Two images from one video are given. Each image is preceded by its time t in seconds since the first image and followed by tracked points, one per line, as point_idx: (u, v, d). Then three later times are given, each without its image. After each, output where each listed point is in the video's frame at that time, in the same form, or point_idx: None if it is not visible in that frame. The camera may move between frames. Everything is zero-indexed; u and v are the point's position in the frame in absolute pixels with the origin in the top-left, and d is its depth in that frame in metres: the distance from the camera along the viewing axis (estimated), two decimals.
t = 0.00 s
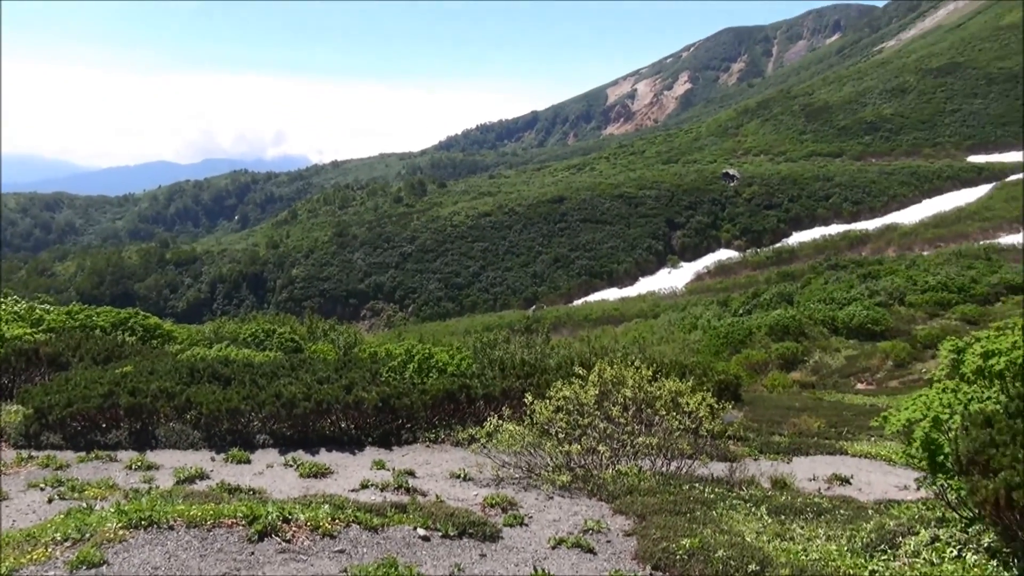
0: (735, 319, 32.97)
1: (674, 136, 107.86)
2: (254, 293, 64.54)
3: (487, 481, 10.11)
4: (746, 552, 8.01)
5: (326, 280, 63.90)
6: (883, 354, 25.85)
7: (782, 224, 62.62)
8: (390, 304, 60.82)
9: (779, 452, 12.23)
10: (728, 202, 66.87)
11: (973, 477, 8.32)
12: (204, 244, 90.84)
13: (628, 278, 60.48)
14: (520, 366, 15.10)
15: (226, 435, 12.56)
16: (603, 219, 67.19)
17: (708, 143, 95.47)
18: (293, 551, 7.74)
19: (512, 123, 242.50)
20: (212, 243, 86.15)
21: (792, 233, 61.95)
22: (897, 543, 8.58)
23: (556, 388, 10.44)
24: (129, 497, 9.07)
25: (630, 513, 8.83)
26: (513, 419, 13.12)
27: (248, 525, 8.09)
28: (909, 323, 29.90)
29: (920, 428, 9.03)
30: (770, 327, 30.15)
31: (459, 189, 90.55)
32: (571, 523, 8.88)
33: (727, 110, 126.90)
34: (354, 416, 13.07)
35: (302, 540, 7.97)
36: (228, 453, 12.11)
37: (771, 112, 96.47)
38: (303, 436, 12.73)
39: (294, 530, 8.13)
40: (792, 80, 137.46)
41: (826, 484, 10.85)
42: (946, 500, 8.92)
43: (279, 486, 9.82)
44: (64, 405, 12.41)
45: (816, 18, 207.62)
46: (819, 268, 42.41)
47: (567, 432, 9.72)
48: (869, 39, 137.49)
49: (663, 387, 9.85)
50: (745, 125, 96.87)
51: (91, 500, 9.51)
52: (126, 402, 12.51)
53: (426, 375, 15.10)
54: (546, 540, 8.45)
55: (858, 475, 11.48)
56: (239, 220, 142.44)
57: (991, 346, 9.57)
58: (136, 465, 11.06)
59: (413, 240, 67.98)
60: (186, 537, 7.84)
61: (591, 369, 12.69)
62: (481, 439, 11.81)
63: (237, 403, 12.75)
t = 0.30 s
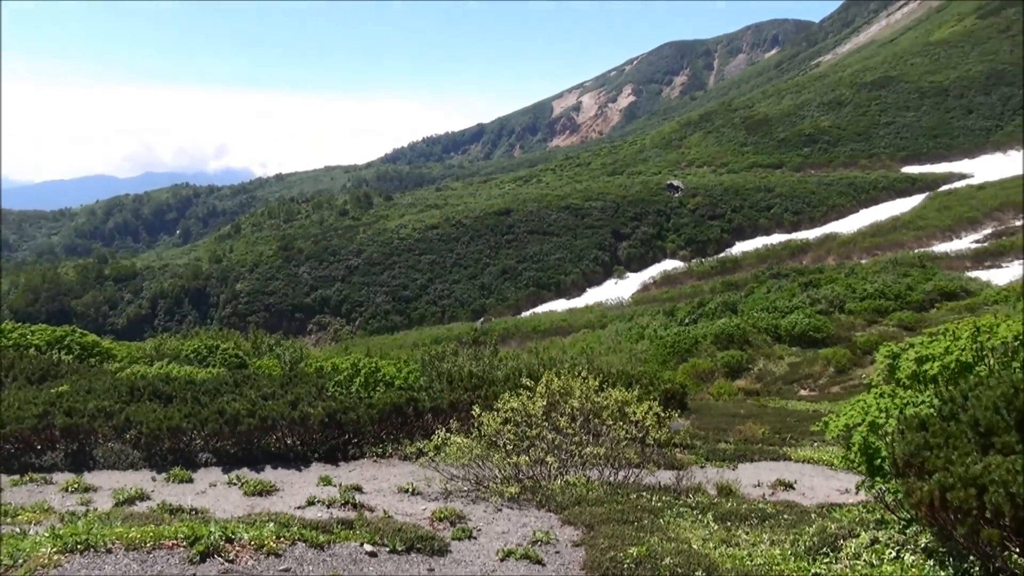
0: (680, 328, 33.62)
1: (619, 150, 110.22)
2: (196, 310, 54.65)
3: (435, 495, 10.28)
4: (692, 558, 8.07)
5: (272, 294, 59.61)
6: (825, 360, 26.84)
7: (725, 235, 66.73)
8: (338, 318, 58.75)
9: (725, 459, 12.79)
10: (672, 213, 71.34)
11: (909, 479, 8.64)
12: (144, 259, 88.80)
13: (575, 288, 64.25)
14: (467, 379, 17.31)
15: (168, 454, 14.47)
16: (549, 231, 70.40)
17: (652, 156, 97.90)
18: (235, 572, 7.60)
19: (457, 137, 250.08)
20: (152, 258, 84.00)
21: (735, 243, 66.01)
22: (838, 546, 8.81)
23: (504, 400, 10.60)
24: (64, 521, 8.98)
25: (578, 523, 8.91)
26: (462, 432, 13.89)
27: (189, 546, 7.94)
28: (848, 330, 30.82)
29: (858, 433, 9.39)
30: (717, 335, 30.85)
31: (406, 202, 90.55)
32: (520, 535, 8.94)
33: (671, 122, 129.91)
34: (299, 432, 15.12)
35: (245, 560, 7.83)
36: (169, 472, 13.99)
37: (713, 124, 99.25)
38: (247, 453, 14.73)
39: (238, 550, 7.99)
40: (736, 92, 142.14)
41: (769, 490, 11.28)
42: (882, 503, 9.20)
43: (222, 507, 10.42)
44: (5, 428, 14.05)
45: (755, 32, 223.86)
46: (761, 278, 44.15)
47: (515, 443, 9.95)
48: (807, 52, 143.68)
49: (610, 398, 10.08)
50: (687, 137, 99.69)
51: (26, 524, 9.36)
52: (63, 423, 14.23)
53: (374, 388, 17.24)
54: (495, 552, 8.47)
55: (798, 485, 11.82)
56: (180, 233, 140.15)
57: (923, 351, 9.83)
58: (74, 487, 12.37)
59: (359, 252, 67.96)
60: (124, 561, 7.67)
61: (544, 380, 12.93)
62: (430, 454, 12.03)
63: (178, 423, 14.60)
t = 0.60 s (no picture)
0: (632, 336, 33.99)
1: (571, 157, 111.12)
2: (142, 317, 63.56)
3: (387, 504, 10.49)
4: (641, 564, 8.15)
5: (220, 302, 62.74)
6: (773, 367, 26.95)
7: (676, 243, 65.59)
8: (287, 326, 60.51)
9: (675, 467, 13.18)
10: (623, 222, 69.56)
11: (852, 483, 8.79)
12: (86, 266, 86.34)
13: (528, 296, 62.17)
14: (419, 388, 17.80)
15: (110, 465, 14.75)
16: (502, 239, 68.53)
17: (604, 164, 99.90)
18: None
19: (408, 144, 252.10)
20: (97, 265, 82.55)
21: (686, 252, 65.04)
22: (785, 549, 8.95)
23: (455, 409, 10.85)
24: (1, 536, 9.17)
25: (529, 530, 8.99)
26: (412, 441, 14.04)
27: (132, 559, 7.82)
28: (795, 336, 31.28)
29: (804, 438, 9.57)
30: (666, 342, 30.84)
31: (358, 209, 89.82)
32: (471, 544, 8.98)
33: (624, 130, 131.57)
34: (247, 442, 15.45)
35: (189, 572, 7.72)
36: (113, 484, 14.36)
37: (664, 134, 102.10)
38: (194, 464, 15.03)
39: (182, 563, 7.87)
40: (688, 103, 145.80)
41: (718, 495, 11.53)
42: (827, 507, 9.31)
43: (168, 519, 10.86)
44: None
45: (705, 42, 231.80)
46: (711, 285, 44.29)
47: (466, 451, 10.15)
48: (754, 66, 149.58)
49: (562, 405, 10.60)
50: (639, 147, 102.23)
51: None
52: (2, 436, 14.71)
53: (324, 398, 17.78)
54: (445, 562, 8.45)
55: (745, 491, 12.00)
56: (125, 240, 141.31)
57: (864, 355, 10.27)
58: (13, 501, 12.31)
59: (310, 259, 67.66)
60: None
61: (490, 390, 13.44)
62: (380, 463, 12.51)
63: (122, 433, 14.96)
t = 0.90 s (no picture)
0: (589, 343, 34.17)
1: (528, 166, 111.36)
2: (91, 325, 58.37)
3: (340, 515, 10.66)
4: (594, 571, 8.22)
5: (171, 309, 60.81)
6: (727, 375, 27.27)
7: (633, 251, 67.18)
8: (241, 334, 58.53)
9: (630, 475, 13.56)
10: (581, 230, 71.28)
11: (802, 488, 8.95)
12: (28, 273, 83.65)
13: (485, 304, 62.21)
14: (375, 396, 18.05)
15: (55, 478, 14.71)
16: (460, 246, 69.22)
17: (561, 172, 100.74)
18: None
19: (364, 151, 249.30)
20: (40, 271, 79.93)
21: (642, 259, 66.82)
22: (737, 555, 9.10)
23: (410, 417, 10.91)
24: None
25: (484, 539, 9.04)
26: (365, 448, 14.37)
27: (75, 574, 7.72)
28: (750, 344, 31.59)
29: (755, 444, 9.72)
30: (623, 350, 31.00)
31: (314, 216, 88.75)
32: (425, 554, 8.99)
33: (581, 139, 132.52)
34: (198, 452, 15.70)
35: None
36: (58, 497, 14.37)
37: (619, 142, 103.83)
38: (143, 475, 15.17)
39: None
40: (644, 112, 148.37)
41: (672, 503, 11.84)
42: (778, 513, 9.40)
43: (115, 532, 11.05)
44: None
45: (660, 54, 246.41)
46: (667, 293, 44.71)
47: (422, 460, 10.25)
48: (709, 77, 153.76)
49: (517, 413, 10.65)
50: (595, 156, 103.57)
51: None
52: None
53: (277, 408, 18.21)
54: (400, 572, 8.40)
55: (700, 498, 12.22)
56: (74, 245, 132.89)
57: (815, 363, 10.60)
58: None
59: (264, 267, 65.90)
60: None
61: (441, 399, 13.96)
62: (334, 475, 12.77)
63: (67, 444, 14.88)
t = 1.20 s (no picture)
0: (541, 352, 34.25)
1: (478, 175, 111.09)
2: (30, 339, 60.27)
3: (289, 529, 11.00)
4: None
5: (115, 323, 59.71)
6: (678, 381, 27.35)
7: (584, 260, 67.62)
8: (187, 347, 58.04)
9: (581, 482, 14.15)
10: (532, 238, 71.21)
11: (749, 493, 9.07)
12: None
13: (437, 314, 62.02)
14: (323, 408, 17.69)
15: None
16: (411, 256, 68.62)
17: (512, 181, 100.75)
18: None
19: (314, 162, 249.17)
20: None
21: (593, 268, 67.17)
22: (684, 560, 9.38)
23: (359, 431, 11.36)
24: None
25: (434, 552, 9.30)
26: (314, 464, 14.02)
27: None
28: (699, 351, 32.10)
29: (703, 451, 9.89)
30: (575, 359, 31.24)
31: (262, 226, 87.41)
32: (374, 567, 9.33)
33: (533, 149, 132.90)
34: (141, 470, 15.60)
35: None
36: None
37: (570, 152, 104.34)
38: (84, 493, 15.19)
39: None
40: (595, 122, 150.23)
41: (624, 510, 12.26)
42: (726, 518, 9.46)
43: (54, 554, 11.07)
44: None
45: (609, 65, 254.62)
46: (618, 301, 45.03)
47: (372, 471, 10.70)
48: (658, 87, 156.70)
49: (468, 424, 11.19)
50: (546, 165, 103.61)
51: None
52: None
53: (224, 422, 18.02)
54: None
55: (650, 505, 12.69)
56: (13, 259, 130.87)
57: (761, 369, 10.84)
58: None
59: (212, 279, 65.17)
60: None
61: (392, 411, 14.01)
62: (284, 489, 12.81)
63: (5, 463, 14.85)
